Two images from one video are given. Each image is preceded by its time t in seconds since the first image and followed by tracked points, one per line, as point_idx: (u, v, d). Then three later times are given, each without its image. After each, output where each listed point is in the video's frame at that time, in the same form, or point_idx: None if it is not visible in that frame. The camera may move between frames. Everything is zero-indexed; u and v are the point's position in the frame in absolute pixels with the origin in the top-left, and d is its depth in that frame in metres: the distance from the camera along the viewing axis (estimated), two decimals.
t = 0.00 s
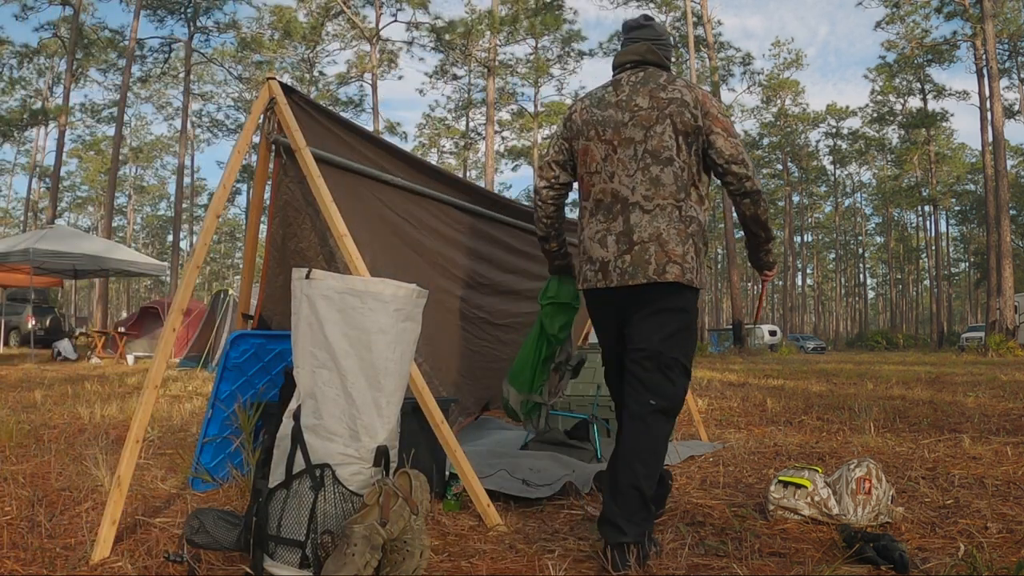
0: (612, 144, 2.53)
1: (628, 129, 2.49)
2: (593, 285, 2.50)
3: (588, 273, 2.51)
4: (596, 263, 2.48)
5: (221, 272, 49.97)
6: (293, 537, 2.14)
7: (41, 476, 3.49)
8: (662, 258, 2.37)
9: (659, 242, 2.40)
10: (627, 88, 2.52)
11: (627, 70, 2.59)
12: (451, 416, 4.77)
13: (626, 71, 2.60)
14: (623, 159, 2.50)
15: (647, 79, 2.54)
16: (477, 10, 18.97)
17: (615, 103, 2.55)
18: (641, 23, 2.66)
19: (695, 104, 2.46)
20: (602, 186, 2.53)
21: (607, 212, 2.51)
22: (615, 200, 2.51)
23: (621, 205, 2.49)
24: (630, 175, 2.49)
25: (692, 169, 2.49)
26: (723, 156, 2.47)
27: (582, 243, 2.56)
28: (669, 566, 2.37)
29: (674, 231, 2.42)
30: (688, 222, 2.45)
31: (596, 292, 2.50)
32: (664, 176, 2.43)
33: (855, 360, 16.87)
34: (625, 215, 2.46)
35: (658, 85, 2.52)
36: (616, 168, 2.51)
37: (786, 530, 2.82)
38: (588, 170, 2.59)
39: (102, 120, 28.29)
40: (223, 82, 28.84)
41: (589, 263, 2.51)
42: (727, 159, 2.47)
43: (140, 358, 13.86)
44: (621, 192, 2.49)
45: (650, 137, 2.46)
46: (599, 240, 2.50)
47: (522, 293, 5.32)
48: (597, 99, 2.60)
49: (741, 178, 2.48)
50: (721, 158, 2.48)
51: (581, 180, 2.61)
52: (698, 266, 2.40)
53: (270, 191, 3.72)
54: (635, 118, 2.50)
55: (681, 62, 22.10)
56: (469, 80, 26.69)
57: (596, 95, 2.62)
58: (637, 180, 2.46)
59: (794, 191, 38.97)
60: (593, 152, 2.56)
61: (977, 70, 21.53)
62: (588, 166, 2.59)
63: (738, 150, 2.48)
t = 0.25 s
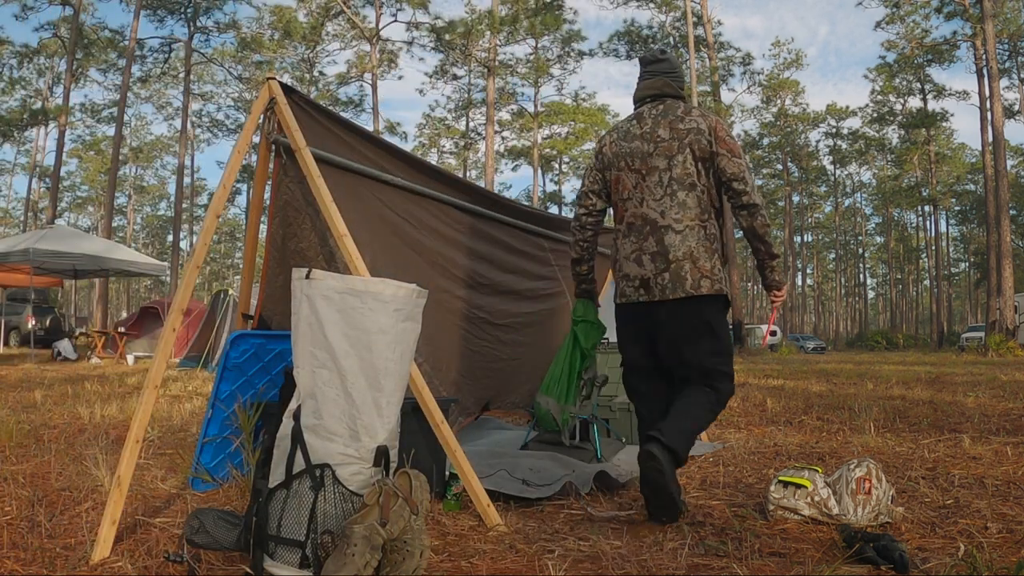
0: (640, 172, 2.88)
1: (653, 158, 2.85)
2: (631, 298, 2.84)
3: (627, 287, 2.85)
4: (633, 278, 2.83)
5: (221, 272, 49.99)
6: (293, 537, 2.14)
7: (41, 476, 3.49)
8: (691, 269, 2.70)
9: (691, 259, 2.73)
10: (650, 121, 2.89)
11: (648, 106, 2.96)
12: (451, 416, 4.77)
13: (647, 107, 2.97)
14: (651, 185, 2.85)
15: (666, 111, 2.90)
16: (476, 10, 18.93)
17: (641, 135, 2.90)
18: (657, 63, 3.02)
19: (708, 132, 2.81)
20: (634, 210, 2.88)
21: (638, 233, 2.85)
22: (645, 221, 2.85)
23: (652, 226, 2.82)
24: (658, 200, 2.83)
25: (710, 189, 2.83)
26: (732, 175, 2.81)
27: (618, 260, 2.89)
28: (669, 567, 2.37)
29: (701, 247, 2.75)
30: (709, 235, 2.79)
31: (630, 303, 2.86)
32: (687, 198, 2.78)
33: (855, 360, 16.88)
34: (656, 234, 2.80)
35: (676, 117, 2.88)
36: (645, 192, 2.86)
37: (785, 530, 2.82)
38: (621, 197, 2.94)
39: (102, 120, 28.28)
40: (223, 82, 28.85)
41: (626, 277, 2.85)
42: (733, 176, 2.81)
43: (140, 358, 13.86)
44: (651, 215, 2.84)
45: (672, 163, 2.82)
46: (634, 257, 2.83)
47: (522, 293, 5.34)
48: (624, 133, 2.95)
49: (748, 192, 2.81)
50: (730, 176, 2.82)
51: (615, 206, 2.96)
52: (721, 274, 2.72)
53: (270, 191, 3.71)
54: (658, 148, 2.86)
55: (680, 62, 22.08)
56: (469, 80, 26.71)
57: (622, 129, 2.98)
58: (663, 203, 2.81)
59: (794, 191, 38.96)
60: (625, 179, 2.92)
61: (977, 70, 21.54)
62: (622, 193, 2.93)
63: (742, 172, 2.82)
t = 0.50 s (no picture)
0: (665, 187, 3.06)
1: (678, 174, 3.04)
2: (659, 298, 3.01)
3: (654, 291, 3.03)
4: (666, 280, 3.00)
5: (221, 272, 50.03)
6: (293, 537, 2.14)
7: (41, 476, 3.49)
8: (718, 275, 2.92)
9: (718, 265, 2.95)
10: (674, 140, 3.07)
11: (672, 126, 3.15)
12: (451, 416, 4.77)
13: (672, 127, 3.15)
14: (676, 199, 3.05)
15: (689, 133, 3.08)
16: (476, 9, 18.91)
17: (666, 153, 3.08)
18: (679, 86, 3.22)
19: (728, 151, 3.00)
20: (660, 220, 3.06)
21: (668, 243, 3.03)
22: (673, 231, 3.04)
23: (679, 237, 3.02)
24: (683, 213, 3.04)
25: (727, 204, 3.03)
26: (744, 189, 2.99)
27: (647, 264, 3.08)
28: (669, 567, 2.37)
29: (724, 255, 2.97)
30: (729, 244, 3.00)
31: (658, 303, 3.02)
32: (711, 210, 2.99)
33: (855, 360, 16.88)
34: (684, 245, 3.00)
35: (698, 138, 3.06)
36: (670, 205, 3.05)
37: (785, 530, 2.82)
38: (646, 208, 3.11)
39: (102, 120, 28.27)
40: (223, 82, 28.86)
41: (655, 282, 3.02)
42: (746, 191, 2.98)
43: (140, 358, 13.86)
44: (678, 225, 3.03)
45: (696, 179, 3.01)
46: (664, 265, 3.02)
47: (522, 293, 5.35)
48: (650, 150, 3.13)
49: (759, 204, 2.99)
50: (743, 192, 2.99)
51: (640, 217, 3.14)
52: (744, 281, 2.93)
53: (270, 192, 3.71)
54: (682, 165, 3.04)
55: (680, 62, 22.06)
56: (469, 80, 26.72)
57: (648, 146, 3.15)
58: (690, 215, 3.01)
59: (794, 191, 38.96)
60: (649, 193, 3.09)
61: (977, 70, 21.54)
62: (646, 206, 3.11)
63: (757, 186, 3.00)
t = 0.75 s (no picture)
0: (695, 201, 3.33)
1: (706, 190, 3.32)
2: (683, 304, 3.27)
3: (677, 296, 3.29)
4: (690, 288, 3.26)
5: (221, 272, 50.08)
6: (293, 537, 2.14)
7: (41, 476, 3.49)
8: (740, 286, 3.22)
9: (739, 277, 3.25)
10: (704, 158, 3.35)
11: (699, 145, 3.45)
12: (451, 416, 4.77)
13: (699, 146, 3.45)
14: (705, 213, 3.31)
15: (717, 153, 3.38)
16: (476, 9, 18.92)
17: (695, 170, 3.36)
18: (703, 112, 3.54)
19: (752, 177, 3.33)
20: (689, 232, 3.32)
21: (694, 253, 3.29)
22: (698, 242, 3.31)
23: (706, 248, 3.28)
24: (711, 226, 3.31)
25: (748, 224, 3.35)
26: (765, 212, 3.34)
27: (672, 271, 3.33)
28: (668, 567, 2.38)
29: (744, 269, 3.28)
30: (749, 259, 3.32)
31: (680, 308, 3.29)
32: (735, 226, 3.29)
33: (855, 360, 16.88)
34: (711, 255, 3.27)
35: (726, 160, 3.36)
36: (699, 218, 3.32)
37: (786, 530, 2.82)
38: (674, 219, 3.37)
39: (102, 120, 28.27)
40: (223, 82, 28.86)
41: (680, 289, 3.28)
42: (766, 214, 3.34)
43: (140, 358, 13.86)
44: (703, 238, 3.31)
45: (725, 197, 3.31)
46: (690, 273, 3.27)
47: (523, 293, 5.36)
48: (679, 165, 3.40)
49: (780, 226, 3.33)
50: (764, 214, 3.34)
51: (667, 227, 3.40)
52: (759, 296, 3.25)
53: (270, 192, 3.71)
54: (712, 183, 3.33)
55: (680, 62, 22.06)
56: (469, 80, 26.74)
57: (678, 162, 3.42)
58: (716, 229, 3.29)
59: (794, 191, 38.95)
60: (679, 205, 3.35)
61: (977, 70, 21.55)
62: (674, 218, 3.37)
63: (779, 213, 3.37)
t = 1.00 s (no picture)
0: (708, 207, 3.63)
1: (720, 198, 3.64)
2: (694, 302, 3.59)
3: (690, 293, 3.60)
4: (700, 287, 3.58)
5: (221, 272, 50.11)
6: (294, 537, 2.14)
7: (41, 476, 3.49)
8: (748, 286, 3.54)
9: (746, 278, 3.58)
10: (716, 167, 3.65)
11: (706, 156, 3.78)
12: (451, 416, 4.78)
13: (706, 156, 3.78)
14: (718, 220, 3.63)
15: (726, 163, 3.72)
16: (476, 9, 18.93)
17: (709, 178, 3.67)
18: (705, 126, 3.87)
19: (756, 188, 3.70)
20: (703, 236, 3.63)
21: (706, 254, 3.60)
22: (710, 246, 3.62)
23: (717, 250, 3.60)
24: (722, 231, 3.62)
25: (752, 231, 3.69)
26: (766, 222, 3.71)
27: (685, 271, 3.61)
28: (669, 567, 2.37)
29: (751, 272, 3.62)
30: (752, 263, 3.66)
31: (692, 305, 3.61)
32: (745, 232, 3.62)
33: (855, 360, 16.88)
34: (721, 257, 3.59)
35: (736, 171, 3.70)
36: (714, 223, 3.62)
37: (786, 530, 2.82)
38: (689, 223, 3.65)
39: (102, 120, 28.27)
40: (223, 82, 28.86)
41: (690, 288, 3.59)
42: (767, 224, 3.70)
43: (140, 358, 13.86)
44: (716, 241, 3.62)
45: (736, 205, 3.65)
46: (700, 273, 3.57)
47: (523, 293, 5.37)
48: (693, 173, 3.68)
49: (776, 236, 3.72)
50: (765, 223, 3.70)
51: (680, 230, 3.68)
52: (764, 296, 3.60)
53: (270, 192, 3.71)
54: (725, 192, 3.65)
55: (680, 62, 22.06)
56: (469, 80, 26.72)
57: (692, 170, 3.71)
58: (728, 234, 3.61)
59: (794, 191, 38.95)
60: (694, 211, 3.64)
61: (977, 70, 21.56)
62: (689, 222, 3.65)
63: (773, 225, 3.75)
